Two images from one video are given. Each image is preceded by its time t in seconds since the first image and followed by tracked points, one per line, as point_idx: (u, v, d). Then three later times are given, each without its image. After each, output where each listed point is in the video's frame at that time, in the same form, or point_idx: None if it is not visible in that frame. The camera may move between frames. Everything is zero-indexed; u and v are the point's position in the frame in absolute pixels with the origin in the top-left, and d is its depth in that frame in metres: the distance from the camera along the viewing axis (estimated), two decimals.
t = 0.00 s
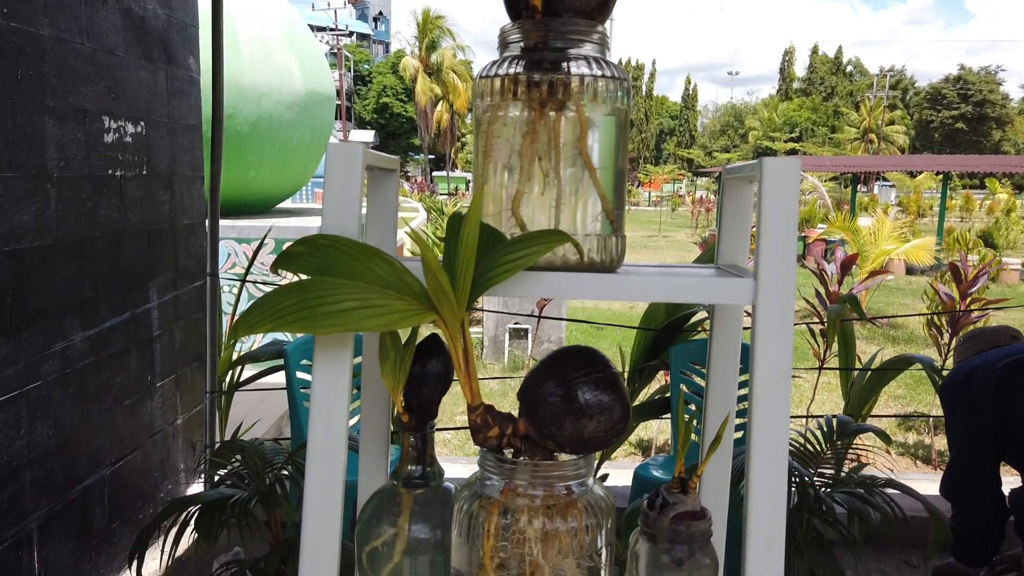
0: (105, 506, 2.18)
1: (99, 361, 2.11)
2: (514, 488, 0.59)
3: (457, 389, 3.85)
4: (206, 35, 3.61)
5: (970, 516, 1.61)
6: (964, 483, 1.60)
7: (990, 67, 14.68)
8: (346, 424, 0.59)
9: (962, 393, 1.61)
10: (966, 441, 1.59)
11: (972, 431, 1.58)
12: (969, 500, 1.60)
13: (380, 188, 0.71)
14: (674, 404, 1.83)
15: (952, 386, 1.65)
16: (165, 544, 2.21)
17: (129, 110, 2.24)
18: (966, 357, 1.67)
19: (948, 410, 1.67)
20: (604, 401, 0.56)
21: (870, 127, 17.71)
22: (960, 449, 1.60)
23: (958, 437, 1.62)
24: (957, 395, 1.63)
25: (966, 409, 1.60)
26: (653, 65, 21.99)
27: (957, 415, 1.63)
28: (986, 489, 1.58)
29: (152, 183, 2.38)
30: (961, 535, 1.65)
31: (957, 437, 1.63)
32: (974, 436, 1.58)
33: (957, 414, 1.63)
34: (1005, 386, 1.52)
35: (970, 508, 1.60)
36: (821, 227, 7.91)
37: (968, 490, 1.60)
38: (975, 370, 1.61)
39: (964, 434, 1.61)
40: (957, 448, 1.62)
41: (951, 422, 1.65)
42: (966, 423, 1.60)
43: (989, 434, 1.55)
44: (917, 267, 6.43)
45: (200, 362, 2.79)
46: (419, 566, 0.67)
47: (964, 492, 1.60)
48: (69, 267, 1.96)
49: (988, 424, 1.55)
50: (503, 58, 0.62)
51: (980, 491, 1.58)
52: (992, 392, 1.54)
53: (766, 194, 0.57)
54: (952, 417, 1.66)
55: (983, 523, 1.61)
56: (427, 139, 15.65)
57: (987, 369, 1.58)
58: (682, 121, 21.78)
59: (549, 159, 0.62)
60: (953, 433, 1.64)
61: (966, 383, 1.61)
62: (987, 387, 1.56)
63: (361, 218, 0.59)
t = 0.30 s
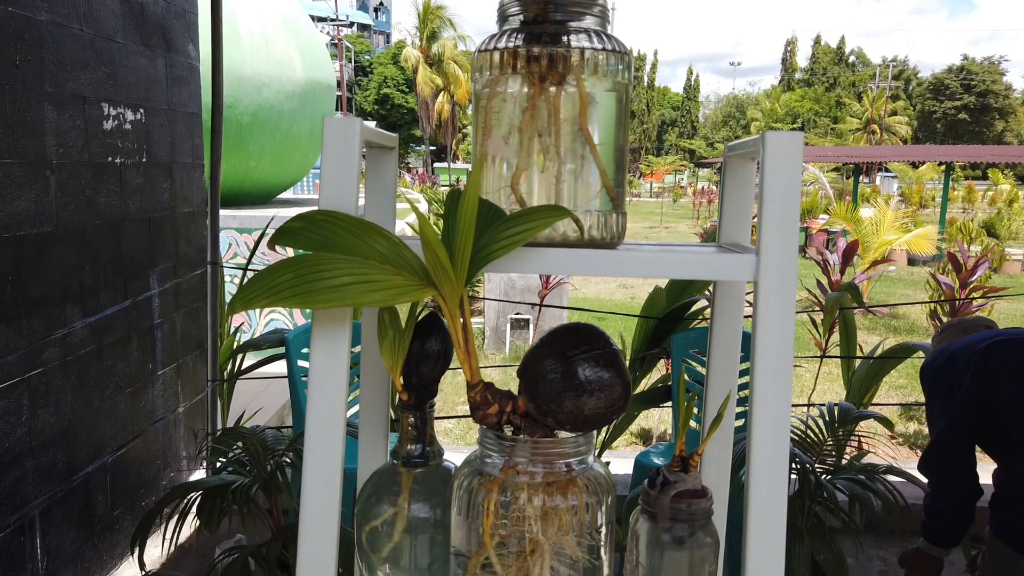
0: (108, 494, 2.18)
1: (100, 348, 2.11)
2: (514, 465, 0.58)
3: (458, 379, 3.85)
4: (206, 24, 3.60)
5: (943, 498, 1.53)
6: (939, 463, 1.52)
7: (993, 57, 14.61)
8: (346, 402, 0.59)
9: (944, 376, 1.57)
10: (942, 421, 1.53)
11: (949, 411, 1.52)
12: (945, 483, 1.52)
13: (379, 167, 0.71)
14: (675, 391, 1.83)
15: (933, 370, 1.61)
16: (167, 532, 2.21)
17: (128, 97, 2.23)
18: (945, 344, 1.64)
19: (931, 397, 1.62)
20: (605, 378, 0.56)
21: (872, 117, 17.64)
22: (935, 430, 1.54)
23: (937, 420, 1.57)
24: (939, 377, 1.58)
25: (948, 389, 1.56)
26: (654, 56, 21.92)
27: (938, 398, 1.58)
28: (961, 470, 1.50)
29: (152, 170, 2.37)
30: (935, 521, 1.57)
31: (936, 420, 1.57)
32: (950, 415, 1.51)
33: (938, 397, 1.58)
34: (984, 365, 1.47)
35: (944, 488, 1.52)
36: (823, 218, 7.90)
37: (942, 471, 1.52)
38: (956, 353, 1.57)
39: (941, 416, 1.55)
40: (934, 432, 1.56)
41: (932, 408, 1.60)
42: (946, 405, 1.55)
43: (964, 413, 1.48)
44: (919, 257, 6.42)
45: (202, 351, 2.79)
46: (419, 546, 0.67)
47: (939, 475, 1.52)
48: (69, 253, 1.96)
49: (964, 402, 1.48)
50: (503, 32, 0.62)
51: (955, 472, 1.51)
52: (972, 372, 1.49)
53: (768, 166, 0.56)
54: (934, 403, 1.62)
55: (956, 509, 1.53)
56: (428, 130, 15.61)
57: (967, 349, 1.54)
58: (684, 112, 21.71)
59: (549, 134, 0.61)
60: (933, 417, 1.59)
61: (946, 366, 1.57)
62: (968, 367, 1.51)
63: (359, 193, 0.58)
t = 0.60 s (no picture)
0: (109, 484, 2.18)
1: (101, 338, 2.11)
2: (514, 448, 0.58)
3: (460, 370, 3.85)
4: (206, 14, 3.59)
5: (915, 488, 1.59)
6: (911, 457, 1.56)
7: (996, 49, 14.55)
8: (345, 384, 0.59)
9: (917, 369, 1.58)
10: (914, 414, 1.56)
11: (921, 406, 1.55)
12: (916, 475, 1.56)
13: (379, 150, 0.70)
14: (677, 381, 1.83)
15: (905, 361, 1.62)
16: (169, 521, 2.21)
17: (128, 87, 2.22)
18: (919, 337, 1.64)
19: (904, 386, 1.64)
20: (606, 360, 0.56)
21: (874, 109, 17.58)
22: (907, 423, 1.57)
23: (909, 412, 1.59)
24: (910, 370, 1.60)
25: (919, 383, 1.57)
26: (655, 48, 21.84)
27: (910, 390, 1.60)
28: (932, 462, 1.54)
29: (152, 160, 2.37)
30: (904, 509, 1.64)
31: (908, 411, 1.59)
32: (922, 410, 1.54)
33: (911, 388, 1.60)
34: (956, 361, 1.50)
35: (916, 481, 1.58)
36: (825, 209, 7.88)
37: (913, 464, 1.57)
38: (929, 346, 1.58)
39: (912, 408, 1.58)
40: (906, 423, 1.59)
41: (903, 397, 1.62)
42: (917, 398, 1.57)
43: (935, 410, 1.52)
44: (921, 249, 6.40)
45: (203, 342, 2.79)
46: (419, 530, 0.67)
47: (911, 467, 1.56)
48: (69, 244, 1.95)
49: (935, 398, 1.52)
50: (503, 13, 0.62)
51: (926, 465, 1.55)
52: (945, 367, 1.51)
53: (771, 145, 0.56)
54: (905, 392, 1.63)
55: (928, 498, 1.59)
56: (430, 122, 15.57)
57: (940, 344, 1.55)
58: (685, 105, 21.66)
59: (549, 115, 0.60)
60: (904, 407, 1.61)
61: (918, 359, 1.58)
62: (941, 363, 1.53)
63: (358, 173, 0.58)
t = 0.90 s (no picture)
0: (112, 470, 2.19)
1: (102, 325, 2.11)
2: (515, 424, 0.58)
3: (461, 359, 3.85)
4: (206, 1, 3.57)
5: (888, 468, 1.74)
6: (884, 436, 1.74)
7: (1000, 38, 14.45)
8: (344, 360, 0.58)
9: (891, 356, 1.80)
10: (888, 397, 1.77)
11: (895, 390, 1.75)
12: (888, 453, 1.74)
13: (378, 127, 0.70)
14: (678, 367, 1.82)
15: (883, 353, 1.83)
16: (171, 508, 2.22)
17: (127, 73, 2.21)
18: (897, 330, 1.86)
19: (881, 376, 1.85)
20: (607, 335, 0.55)
21: (877, 98, 17.49)
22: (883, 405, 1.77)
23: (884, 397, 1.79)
24: (887, 359, 1.81)
25: (894, 370, 1.79)
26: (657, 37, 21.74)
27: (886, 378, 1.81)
28: (903, 442, 1.72)
29: (152, 147, 2.36)
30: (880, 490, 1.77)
31: (882, 396, 1.79)
32: (896, 393, 1.74)
33: (886, 376, 1.81)
34: (927, 349, 1.72)
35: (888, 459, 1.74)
36: (828, 198, 7.85)
37: (888, 443, 1.74)
38: (904, 338, 1.80)
39: (887, 392, 1.79)
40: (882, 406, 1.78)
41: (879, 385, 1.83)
42: (892, 383, 1.78)
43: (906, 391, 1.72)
44: (924, 238, 6.37)
45: (205, 329, 2.79)
46: (420, 508, 0.67)
47: (885, 446, 1.74)
48: (69, 230, 1.95)
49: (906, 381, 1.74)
50: None
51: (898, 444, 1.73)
52: (917, 355, 1.73)
53: (774, 118, 0.55)
54: (882, 381, 1.84)
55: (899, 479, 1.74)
56: (431, 112, 15.53)
57: (914, 336, 1.78)
58: (687, 94, 21.57)
59: (550, 90, 0.60)
60: (881, 394, 1.81)
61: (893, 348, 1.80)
62: (914, 351, 1.75)
63: (357, 147, 0.57)
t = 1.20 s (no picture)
0: (114, 460, 2.19)
1: (103, 314, 2.10)
2: (517, 404, 0.58)
3: (463, 350, 3.85)
4: None
5: (885, 453, 1.78)
6: (879, 422, 1.78)
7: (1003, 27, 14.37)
8: (345, 342, 0.56)
9: (878, 345, 1.85)
10: (879, 385, 1.81)
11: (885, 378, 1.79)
12: (885, 440, 1.78)
13: (378, 108, 0.69)
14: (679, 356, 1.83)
15: (870, 341, 1.87)
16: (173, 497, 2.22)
17: (127, 62, 2.21)
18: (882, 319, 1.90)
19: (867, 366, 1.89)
20: (609, 315, 0.55)
21: (880, 89, 17.40)
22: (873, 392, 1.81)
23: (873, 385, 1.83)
24: (875, 347, 1.86)
25: (883, 360, 1.83)
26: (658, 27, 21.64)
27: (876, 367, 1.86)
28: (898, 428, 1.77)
29: (152, 136, 2.36)
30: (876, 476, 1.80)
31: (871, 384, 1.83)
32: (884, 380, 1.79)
33: (874, 366, 1.86)
34: (914, 338, 1.78)
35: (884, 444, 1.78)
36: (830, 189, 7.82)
37: (882, 428, 1.78)
38: (890, 327, 1.86)
39: (877, 380, 1.83)
40: (874, 395, 1.81)
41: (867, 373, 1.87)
42: (883, 370, 1.82)
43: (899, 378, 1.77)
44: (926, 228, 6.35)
45: (206, 319, 2.79)
46: (423, 490, 0.67)
47: (880, 432, 1.78)
48: (70, 218, 1.94)
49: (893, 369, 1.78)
50: None
51: (892, 431, 1.78)
52: (907, 342, 1.79)
53: (779, 97, 0.54)
54: (867, 370, 1.88)
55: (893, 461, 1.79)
56: (432, 103, 15.49)
57: (900, 326, 1.84)
58: (689, 85, 21.49)
59: (552, 68, 0.60)
60: (869, 382, 1.86)
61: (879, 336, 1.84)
62: (902, 339, 1.80)
63: (358, 126, 0.57)
